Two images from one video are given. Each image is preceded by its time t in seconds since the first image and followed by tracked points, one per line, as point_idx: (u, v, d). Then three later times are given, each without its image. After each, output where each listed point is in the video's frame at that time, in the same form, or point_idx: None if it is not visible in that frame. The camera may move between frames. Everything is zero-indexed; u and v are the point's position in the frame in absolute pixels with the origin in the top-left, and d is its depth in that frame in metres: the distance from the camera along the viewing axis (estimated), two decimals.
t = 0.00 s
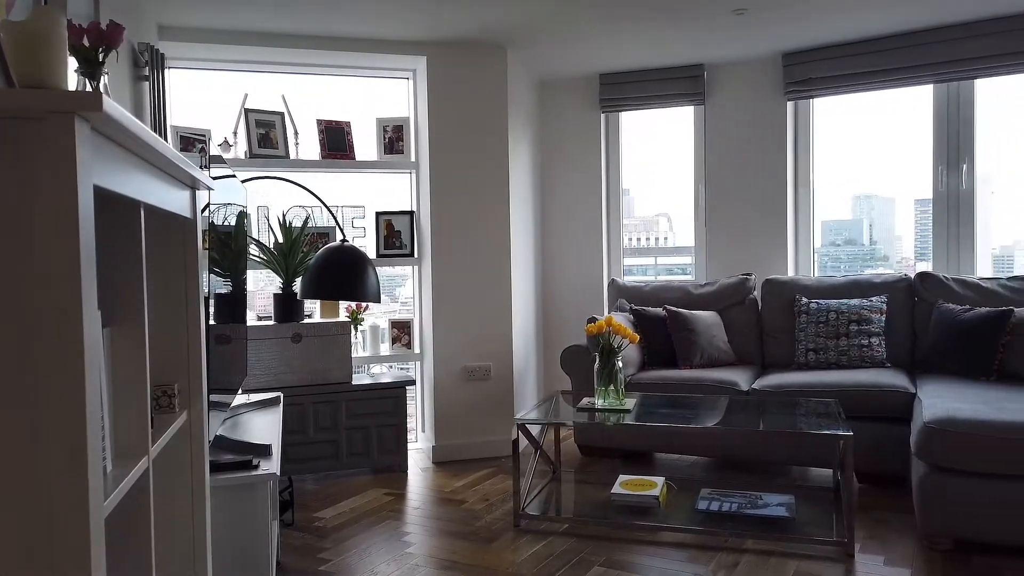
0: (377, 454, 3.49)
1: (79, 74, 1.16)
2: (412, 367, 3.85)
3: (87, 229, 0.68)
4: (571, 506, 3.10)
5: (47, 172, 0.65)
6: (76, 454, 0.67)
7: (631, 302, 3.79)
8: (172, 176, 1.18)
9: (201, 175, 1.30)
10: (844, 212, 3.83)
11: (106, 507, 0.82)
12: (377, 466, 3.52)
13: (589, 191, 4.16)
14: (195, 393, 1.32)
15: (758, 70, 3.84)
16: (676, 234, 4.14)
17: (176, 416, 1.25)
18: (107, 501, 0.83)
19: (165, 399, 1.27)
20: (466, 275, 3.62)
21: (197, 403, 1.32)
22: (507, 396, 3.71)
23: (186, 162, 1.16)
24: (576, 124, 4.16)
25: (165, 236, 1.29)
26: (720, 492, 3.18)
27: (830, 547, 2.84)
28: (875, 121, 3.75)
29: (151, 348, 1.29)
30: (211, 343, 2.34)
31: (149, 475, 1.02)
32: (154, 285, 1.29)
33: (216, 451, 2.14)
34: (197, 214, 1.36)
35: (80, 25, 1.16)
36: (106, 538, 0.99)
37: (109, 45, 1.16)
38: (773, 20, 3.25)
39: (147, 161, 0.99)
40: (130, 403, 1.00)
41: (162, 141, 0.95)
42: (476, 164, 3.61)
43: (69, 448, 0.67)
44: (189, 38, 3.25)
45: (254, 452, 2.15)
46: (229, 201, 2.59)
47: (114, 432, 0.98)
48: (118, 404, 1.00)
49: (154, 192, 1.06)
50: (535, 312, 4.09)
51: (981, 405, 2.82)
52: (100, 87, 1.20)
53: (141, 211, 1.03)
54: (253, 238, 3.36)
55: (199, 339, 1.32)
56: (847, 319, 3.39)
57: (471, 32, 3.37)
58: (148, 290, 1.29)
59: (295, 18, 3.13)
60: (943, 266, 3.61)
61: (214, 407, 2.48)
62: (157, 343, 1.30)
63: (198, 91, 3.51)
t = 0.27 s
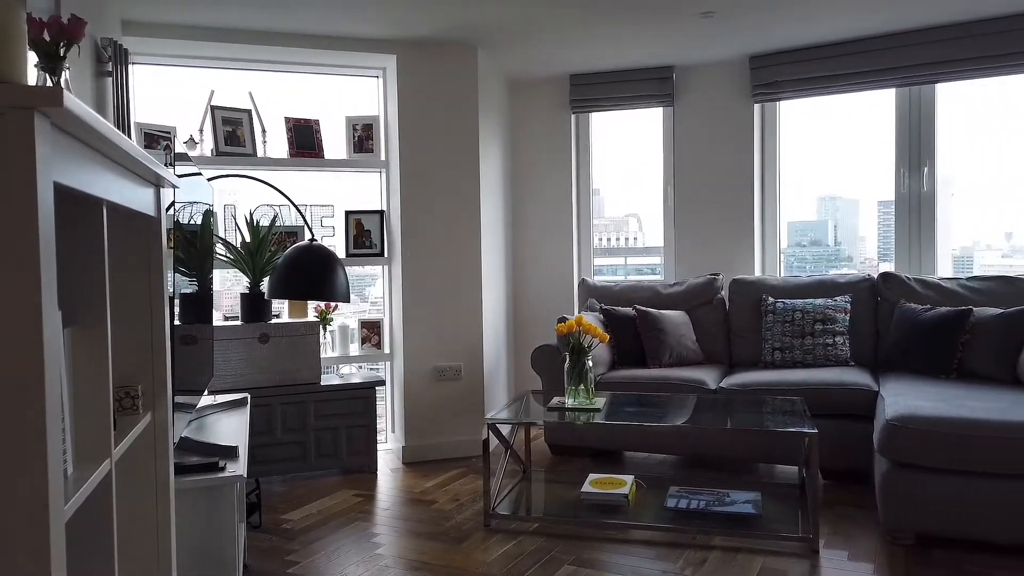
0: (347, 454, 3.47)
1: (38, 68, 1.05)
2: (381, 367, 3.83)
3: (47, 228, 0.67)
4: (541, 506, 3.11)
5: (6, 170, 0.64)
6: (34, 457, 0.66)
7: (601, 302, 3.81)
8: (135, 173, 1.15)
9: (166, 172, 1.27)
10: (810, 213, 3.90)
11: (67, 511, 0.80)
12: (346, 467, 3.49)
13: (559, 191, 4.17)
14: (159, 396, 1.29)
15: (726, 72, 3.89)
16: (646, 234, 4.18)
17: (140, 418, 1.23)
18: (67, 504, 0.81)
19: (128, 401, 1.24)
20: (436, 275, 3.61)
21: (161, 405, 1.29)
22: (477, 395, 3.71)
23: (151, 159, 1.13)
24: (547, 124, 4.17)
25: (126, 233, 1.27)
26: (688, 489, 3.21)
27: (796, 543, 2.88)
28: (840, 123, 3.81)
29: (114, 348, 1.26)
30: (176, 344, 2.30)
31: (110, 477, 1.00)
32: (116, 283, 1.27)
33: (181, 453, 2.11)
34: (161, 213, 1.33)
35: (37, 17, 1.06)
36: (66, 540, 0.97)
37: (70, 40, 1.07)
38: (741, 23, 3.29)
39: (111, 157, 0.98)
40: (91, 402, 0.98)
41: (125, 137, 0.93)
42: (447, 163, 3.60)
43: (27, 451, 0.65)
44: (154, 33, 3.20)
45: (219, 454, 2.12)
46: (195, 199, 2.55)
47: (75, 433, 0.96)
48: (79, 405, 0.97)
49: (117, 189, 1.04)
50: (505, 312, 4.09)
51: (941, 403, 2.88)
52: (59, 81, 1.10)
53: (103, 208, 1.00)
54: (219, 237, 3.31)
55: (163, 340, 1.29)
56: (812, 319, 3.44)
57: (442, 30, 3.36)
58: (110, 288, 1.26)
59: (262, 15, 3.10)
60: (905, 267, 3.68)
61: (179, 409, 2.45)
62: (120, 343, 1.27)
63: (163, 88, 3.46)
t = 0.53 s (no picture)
0: (315, 455, 3.44)
1: None
2: (350, 368, 3.80)
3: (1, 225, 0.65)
4: (510, 505, 3.11)
5: None
6: None
7: (571, 302, 3.82)
8: (96, 171, 1.12)
9: (128, 169, 1.24)
10: (776, 214, 3.95)
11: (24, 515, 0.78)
12: (314, 469, 3.46)
13: (530, 191, 4.17)
14: (122, 395, 1.26)
15: (694, 74, 3.93)
16: (616, 234, 4.20)
17: (101, 420, 1.19)
18: (23, 509, 0.79)
19: (89, 403, 1.21)
20: (406, 274, 3.59)
21: (124, 406, 1.25)
22: (447, 395, 3.70)
23: (113, 156, 1.11)
24: (517, 123, 4.17)
25: (88, 230, 1.24)
26: (657, 487, 3.23)
27: (762, 539, 2.92)
28: (805, 125, 3.87)
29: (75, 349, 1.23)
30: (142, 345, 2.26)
31: (69, 481, 0.97)
32: (77, 282, 1.24)
33: (147, 454, 2.08)
34: (124, 211, 1.31)
35: None
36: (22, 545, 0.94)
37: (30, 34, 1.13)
38: (710, 26, 3.33)
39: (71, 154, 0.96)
40: (49, 404, 0.95)
41: (85, 133, 0.91)
42: (416, 162, 3.58)
43: None
44: (116, 28, 3.14)
45: (185, 456, 2.09)
46: (160, 196, 2.50)
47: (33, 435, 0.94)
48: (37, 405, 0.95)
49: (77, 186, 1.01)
50: (475, 311, 4.09)
51: (903, 400, 2.94)
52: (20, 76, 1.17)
53: (63, 206, 0.98)
54: (184, 236, 3.27)
55: (126, 339, 1.26)
56: (778, 318, 3.49)
57: (411, 29, 3.34)
58: (70, 287, 1.23)
59: (229, 10, 3.06)
60: (868, 267, 3.75)
61: (144, 410, 2.40)
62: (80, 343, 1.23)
63: (127, 83, 3.40)
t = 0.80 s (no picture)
0: (281, 457, 3.40)
1: None
2: (317, 368, 3.77)
3: None
4: (479, 505, 3.10)
5: None
6: None
7: (540, 302, 3.84)
8: (55, 168, 1.09)
9: (88, 167, 1.21)
10: (742, 214, 4.00)
11: None
12: (280, 470, 3.42)
13: (499, 191, 4.17)
14: (81, 397, 1.23)
15: (662, 75, 3.96)
16: (584, 234, 4.22)
17: (58, 422, 1.16)
18: None
19: (46, 405, 1.18)
20: (374, 274, 3.57)
21: (83, 407, 1.23)
22: (415, 395, 3.69)
23: (71, 153, 1.08)
24: (486, 123, 4.17)
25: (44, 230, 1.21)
26: (624, 485, 3.25)
27: (728, 535, 2.95)
28: (770, 127, 3.93)
29: (30, 351, 1.19)
30: (101, 345, 2.20)
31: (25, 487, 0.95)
32: (33, 283, 1.20)
33: (108, 457, 2.03)
34: (85, 210, 1.27)
35: None
36: None
37: None
38: (677, 28, 3.35)
39: (29, 152, 0.94)
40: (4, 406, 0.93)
41: (43, 129, 0.89)
42: (384, 161, 3.56)
43: None
44: (75, 22, 3.08)
45: (146, 459, 2.04)
46: (121, 195, 2.45)
47: None
48: None
49: (35, 184, 0.99)
50: (444, 311, 4.08)
51: (864, 397, 3.00)
52: None
53: (19, 204, 0.96)
54: (146, 234, 3.21)
55: (84, 340, 1.23)
56: (743, 317, 3.54)
57: (378, 27, 3.32)
58: (25, 288, 1.20)
59: (192, 6, 3.01)
60: (830, 267, 3.82)
61: (104, 413, 2.36)
62: (36, 345, 1.20)
63: (87, 79, 3.34)
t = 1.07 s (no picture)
0: (245, 459, 3.35)
1: None
2: (282, 369, 3.72)
3: None
4: (446, 505, 3.10)
5: None
6: None
7: (507, 302, 3.84)
8: (8, 164, 1.06)
9: (43, 162, 1.18)
10: (707, 215, 4.05)
11: None
12: (244, 472, 3.38)
13: (467, 191, 4.17)
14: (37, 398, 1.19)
15: (629, 77, 3.99)
16: (552, 234, 4.24)
17: (13, 426, 1.11)
18: None
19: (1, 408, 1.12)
20: (340, 274, 3.54)
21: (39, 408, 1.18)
22: (382, 396, 3.66)
23: (24, 149, 1.05)
24: (454, 123, 4.17)
25: None
26: (591, 484, 3.27)
27: (693, 533, 2.98)
28: (735, 129, 3.98)
29: None
30: (57, 346, 2.14)
31: None
32: None
33: (63, 461, 1.96)
34: (40, 207, 1.23)
35: None
36: None
37: None
38: (644, 30, 3.38)
39: None
40: None
41: None
42: (351, 159, 3.54)
43: None
44: (30, 15, 3.00)
45: (104, 462, 1.99)
46: (80, 192, 2.39)
47: None
48: None
49: None
50: (412, 311, 4.06)
51: (825, 395, 3.06)
52: None
53: None
54: (104, 233, 3.15)
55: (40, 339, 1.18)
56: (708, 317, 3.58)
57: (344, 25, 3.30)
58: None
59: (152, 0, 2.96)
60: (793, 267, 3.89)
61: (60, 416, 2.30)
62: None
63: (43, 74, 3.26)
